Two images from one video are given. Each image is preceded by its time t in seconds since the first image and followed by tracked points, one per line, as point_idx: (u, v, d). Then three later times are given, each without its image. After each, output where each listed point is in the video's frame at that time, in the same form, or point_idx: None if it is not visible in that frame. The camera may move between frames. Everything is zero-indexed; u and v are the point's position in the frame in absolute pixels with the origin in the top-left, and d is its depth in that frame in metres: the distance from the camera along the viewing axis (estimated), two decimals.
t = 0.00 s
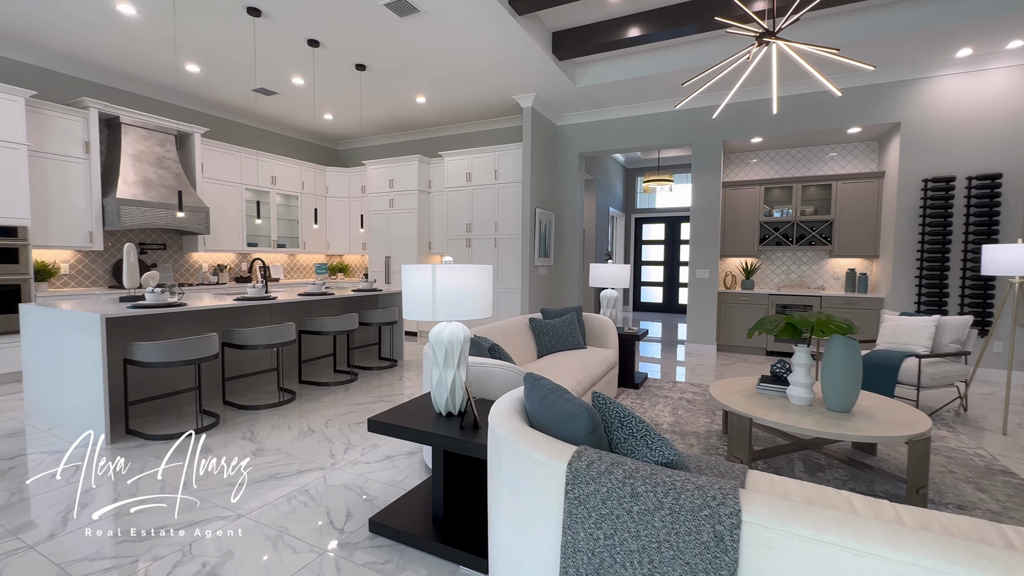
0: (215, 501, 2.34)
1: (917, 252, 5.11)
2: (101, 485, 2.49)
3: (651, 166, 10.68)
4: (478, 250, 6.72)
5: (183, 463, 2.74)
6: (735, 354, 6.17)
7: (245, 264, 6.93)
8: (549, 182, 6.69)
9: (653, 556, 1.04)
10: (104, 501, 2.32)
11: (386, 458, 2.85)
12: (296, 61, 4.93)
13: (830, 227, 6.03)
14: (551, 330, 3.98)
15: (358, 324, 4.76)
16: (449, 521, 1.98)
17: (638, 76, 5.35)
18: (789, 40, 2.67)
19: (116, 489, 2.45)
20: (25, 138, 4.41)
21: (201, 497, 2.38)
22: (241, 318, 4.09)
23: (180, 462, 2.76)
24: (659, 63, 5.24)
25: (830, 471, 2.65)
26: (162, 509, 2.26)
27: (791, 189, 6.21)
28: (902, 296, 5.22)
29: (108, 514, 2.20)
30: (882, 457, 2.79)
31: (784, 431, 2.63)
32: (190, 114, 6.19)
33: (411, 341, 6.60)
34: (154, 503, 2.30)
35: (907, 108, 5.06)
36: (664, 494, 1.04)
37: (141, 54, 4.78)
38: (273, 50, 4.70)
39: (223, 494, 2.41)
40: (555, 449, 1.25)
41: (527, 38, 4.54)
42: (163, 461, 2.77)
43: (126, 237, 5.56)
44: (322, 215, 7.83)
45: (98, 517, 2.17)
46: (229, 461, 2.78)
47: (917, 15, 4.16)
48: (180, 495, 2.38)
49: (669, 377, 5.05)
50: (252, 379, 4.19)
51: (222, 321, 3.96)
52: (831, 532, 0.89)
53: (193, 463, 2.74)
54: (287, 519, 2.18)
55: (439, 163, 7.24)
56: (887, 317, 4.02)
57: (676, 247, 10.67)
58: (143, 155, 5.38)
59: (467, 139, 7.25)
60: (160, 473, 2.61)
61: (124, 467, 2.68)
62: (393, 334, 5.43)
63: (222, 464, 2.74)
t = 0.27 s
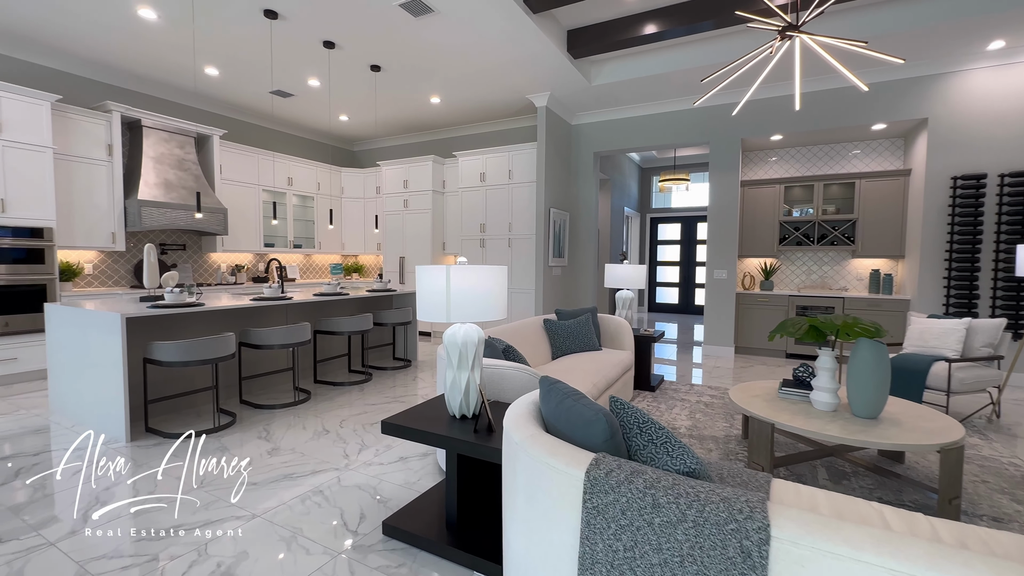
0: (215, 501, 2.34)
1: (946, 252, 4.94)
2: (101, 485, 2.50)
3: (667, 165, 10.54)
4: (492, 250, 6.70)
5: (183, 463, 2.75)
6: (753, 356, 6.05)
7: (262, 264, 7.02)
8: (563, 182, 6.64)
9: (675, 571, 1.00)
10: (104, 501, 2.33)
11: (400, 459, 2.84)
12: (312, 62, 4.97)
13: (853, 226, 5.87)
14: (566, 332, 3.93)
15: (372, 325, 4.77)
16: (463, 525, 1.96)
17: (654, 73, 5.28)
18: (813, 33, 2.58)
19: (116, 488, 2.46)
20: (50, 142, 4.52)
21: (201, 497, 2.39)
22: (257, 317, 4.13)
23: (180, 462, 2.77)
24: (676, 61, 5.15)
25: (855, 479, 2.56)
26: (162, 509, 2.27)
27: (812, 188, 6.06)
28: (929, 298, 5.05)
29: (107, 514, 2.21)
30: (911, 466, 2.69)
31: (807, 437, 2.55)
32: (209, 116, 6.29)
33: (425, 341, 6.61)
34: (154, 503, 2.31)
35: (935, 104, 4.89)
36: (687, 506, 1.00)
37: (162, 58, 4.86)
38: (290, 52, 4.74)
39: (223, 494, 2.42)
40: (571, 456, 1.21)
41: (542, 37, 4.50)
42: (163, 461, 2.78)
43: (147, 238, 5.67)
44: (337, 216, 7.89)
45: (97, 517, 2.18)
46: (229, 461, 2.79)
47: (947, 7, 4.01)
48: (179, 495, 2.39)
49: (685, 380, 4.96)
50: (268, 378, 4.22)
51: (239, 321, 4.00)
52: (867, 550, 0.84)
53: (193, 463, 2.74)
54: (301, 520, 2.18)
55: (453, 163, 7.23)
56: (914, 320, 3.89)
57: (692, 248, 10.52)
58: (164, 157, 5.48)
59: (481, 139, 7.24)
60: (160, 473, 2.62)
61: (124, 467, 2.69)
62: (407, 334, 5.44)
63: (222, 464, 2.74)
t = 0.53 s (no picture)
0: (215, 501, 2.36)
1: (979, 253, 4.75)
2: (101, 485, 2.52)
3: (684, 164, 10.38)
4: (507, 251, 6.66)
5: (182, 463, 2.76)
6: (774, 359, 5.90)
7: (279, 265, 7.10)
8: (579, 181, 6.57)
9: None
10: (105, 501, 2.34)
11: (414, 462, 2.82)
12: (328, 64, 4.99)
13: (879, 226, 5.69)
14: (582, 334, 3.87)
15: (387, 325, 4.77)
16: (477, 532, 1.92)
17: (672, 70, 5.18)
18: (840, 25, 2.48)
19: (116, 489, 2.47)
20: (75, 145, 4.63)
21: (201, 497, 2.40)
22: (273, 318, 4.15)
23: (181, 462, 2.78)
24: (695, 57, 5.05)
25: (885, 490, 2.46)
26: (161, 509, 2.28)
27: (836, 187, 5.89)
28: (961, 301, 4.86)
29: (108, 514, 2.23)
30: (944, 477, 2.57)
31: (833, 445, 2.46)
32: (228, 119, 6.37)
33: (439, 342, 6.61)
34: (154, 504, 2.32)
35: (967, 98, 4.71)
36: (713, 524, 0.94)
37: (182, 62, 4.94)
38: (306, 54, 4.77)
39: (223, 494, 2.43)
40: (589, 467, 1.16)
41: (557, 35, 4.45)
42: (163, 461, 2.79)
43: (168, 239, 5.77)
44: (353, 217, 7.94)
45: (98, 517, 2.20)
46: (229, 461, 2.80)
47: None
48: (180, 495, 2.40)
49: (704, 383, 4.86)
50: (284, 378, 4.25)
51: (255, 322, 4.03)
52: None
53: (193, 463, 2.76)
54: (315, 523, 2.17)
55: (468, 164, 7.22)
56: (945, 323, 3.74)
57: (710, 248, 10.35)
58: (184, 159, 5.57)
59: (495, 139, 7.21)
60: (160, 473, 2.63)
61: (123, 467, 2.71)
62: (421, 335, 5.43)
63: (222, 464, 2.75)
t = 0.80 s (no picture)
0: (215, 501, 2.37)
1: (1016, 253, 4.53)
2: (100, 485, 2.53)
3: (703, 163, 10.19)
4: (521, 251, 6.61)
5: (182, 463, 2.78)
6: (797, 362, 5.73)
7: (296, 265, 7.16)
8: (595, 181, 6.49)
9: None
10: (104, 501, 2.36)
11: (427, 466, 2.78)
12: (343, 65, 5.00)
13: (907, 225, 5.48)
14: (598, 336, 3.80)
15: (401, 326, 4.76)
16: (490, 541, 1.87)
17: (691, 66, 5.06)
18: (872, 15, 2.36)
19: (116, 488, 2.49)
20: (98, 148, 4.72)
21: (201, 497, 2.41)
22: (288, 318, 4.16)
23: (181, 462, 2.80)
24: (715, 53, 4.93)
25: (919, 503, 2.34)
26: (161, 509, 2.29)
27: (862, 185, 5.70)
28: (997, 303, 4.64)
29: (107, 514, 2.24)
30: (983, 490, 2.43)
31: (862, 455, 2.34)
32: (246, 120, 6.44)
33: (454, 343, 6.59)
34: (154, 504, 2.33)
35: (1004, 91, 4.50)
36: (743, 549, 0.87)
37: (200, 64, 5.00)
38: (322, 56, 4.79)
39: (223, 493, 2.44)
40: (608, 481, 1.10)
41: (573, 32, 4.38)
42: (162, 461, 2.81)
43: (187, 239, 5.86)
44: (368, 217, 7.97)
45: (97, 516, 2.21)
46: (229, 461, 2.81)
47: None
48: (179, 495, 2.42)
49: (723, 387, 4.73)
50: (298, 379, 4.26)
51: (270, 322, 4.04)
52: None
53: (193, 463, 2.77)
54: (327, 528, 2.14)
55: (483, 164, 7.18)
56: (981, 327, 3.56)
57: (729, 248, 10.14)
58: (203, 161, 5.64)
59: (510, 138, 7.16)
60: (160, 472, 2.65)
61: (123, 467, 2.73)
62: (435, 336, 5.41)
63: (222, 464, 2.76)
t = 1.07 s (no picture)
0: (214, 501, 2.38)
1: None
2: (100, 485, 2.56)
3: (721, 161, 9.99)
4: (535, 252, 6.54)
5: (183, 463, 2.79)
6: (819, 367, 5.56)
7: (311, 265, 7.21)
8: (610, 180, 6.40)
9: None
10: (104, 501, 2.37)
11: (439, 470, 2.74)
12: (357, 65, 5.00)
13: (937, 225, 5.29)
14: (614, 339, 3.72)
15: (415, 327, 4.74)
16: (501, 551, 1.82)
17: (711, 62, 4.94)
18: (904, 4, 2.25)
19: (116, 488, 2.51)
20: (120, 150, 4.81)
21: (200, 497, 2.42)
22: (302, 318, 4.17)
23: (181, 461, 2.81)
24: (735, 48, 4.81)
25: (955, 518, 2.21)
26: (161, 508, 2.30)
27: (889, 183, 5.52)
28: None
29: (107, 514, 2.25)
30: None
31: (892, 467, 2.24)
32: (263, 122, 6.51)
33: (468, 344, 6.56)
34: (153, 504, 2.35)
35: None
36: None
37: (217, 67, 5.05)
38: (337, 57, 4.80)
39: (223, 493, 2.46)
40: (626, 496, 1.04)
41: (588, 30, 4.31)
42: (162, 461, 2.83)
43: (205, 240, 5.94)
44: (383, 218, 7.99)
45: (96, 517, 2.23)
46: (229, 461, 2.83)
47: None
48: (179, 495, 2.43)
49: (743, 391, 4.60)
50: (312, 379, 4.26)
51: (284, 322, 4.05)
52: None
53: (193, 463, 2.78)
54: (337, 533, 2.11)
55: (497, 164, 7.13)
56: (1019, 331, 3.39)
57: (748, 248, 9.94)
58: (220, 163, 5.71)
59: (524, 138, 7.10)
60: (160, 472, 2.67)
61: (123, 467, 2.75)
62: (449, 336, 5.39)
63: (222, 464, 2.78)
